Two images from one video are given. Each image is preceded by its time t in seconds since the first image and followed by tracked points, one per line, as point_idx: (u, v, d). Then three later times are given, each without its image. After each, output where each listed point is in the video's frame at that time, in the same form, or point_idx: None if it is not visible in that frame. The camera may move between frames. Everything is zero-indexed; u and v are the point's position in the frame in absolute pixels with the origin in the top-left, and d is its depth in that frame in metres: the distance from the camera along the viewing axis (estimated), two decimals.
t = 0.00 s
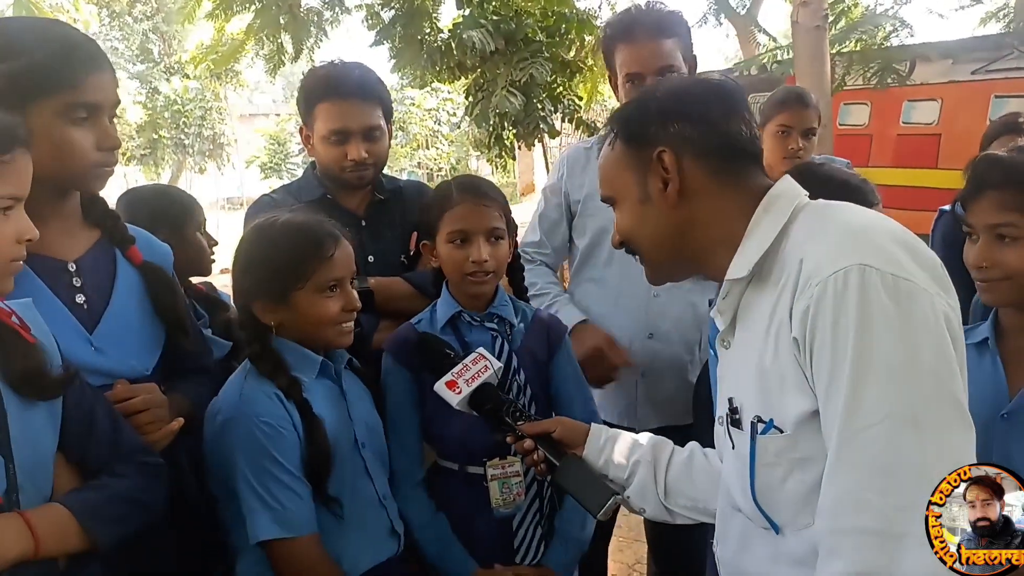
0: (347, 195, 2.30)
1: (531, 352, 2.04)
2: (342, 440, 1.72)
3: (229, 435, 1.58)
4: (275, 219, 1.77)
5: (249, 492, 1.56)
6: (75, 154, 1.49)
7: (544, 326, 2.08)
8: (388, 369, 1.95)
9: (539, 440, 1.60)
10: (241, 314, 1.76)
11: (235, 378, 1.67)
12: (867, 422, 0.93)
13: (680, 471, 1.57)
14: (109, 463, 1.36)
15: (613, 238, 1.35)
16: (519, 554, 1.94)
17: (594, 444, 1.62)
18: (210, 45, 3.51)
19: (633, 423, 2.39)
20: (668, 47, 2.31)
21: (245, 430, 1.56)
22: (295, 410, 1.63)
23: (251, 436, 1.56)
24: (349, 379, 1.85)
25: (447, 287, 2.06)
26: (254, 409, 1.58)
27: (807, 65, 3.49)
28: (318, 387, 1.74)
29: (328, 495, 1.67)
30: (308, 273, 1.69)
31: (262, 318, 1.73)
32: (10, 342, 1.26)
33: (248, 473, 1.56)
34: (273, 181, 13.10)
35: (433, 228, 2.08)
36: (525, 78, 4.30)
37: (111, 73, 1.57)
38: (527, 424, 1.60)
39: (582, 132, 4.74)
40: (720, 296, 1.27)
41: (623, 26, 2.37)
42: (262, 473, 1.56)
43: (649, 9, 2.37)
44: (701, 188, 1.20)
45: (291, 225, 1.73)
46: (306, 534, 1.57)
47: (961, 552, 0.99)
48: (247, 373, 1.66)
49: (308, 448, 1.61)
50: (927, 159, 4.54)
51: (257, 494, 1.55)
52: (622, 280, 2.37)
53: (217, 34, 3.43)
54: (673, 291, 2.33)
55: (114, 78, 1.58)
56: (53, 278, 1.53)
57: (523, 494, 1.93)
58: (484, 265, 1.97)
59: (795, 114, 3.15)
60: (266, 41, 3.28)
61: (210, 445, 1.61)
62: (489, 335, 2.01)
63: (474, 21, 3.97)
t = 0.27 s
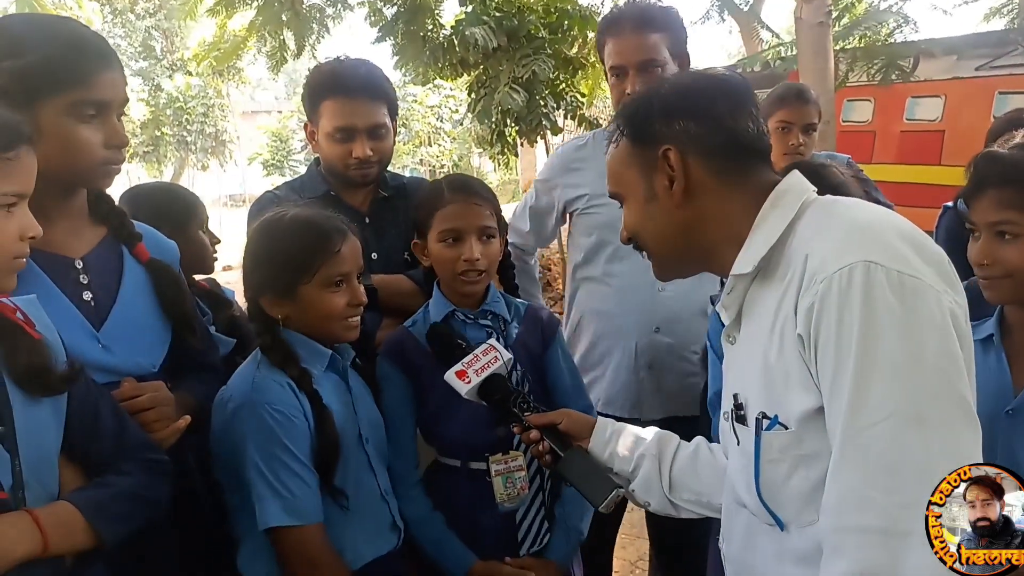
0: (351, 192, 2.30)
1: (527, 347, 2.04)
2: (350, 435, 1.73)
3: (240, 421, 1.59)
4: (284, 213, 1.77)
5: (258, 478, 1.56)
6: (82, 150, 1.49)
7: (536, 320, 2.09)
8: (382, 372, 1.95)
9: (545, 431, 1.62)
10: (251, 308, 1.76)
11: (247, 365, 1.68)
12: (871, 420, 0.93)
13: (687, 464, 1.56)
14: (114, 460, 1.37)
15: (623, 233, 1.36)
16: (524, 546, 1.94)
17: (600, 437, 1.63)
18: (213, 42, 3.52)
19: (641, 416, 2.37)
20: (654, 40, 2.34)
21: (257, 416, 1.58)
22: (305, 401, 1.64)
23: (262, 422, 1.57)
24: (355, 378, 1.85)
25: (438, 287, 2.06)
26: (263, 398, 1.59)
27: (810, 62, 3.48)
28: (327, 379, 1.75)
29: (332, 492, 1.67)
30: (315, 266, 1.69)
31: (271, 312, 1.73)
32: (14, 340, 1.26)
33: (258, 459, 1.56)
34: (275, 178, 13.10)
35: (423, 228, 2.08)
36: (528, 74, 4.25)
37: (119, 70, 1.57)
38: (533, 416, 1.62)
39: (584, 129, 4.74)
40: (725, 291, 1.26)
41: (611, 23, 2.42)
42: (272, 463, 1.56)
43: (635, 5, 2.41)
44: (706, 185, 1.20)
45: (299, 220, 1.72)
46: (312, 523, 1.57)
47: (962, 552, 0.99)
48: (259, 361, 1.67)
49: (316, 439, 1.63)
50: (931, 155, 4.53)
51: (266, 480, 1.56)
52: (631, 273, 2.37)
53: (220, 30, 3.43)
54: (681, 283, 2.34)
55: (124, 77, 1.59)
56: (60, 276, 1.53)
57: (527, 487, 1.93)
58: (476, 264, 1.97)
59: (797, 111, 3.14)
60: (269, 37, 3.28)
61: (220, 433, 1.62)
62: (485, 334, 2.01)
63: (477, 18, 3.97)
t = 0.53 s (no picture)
0: (348, 196, 2.30)
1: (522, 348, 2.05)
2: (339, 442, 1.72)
3: (229, 431, 1.58)
4: (278, 216, 1.78)
5: (245, 489, 1.56)
6: (83, 153, 1.49)
7: (527, 317, 2.10)
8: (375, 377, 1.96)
9: (549, 427, 1.60)
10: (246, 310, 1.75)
11: (241, 369, 1.68)
12: (874, 424, 0.93)
13: (687, 464, 1.56)
14: (114, 464, 1.36)
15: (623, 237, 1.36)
16: (517, 547, 1.93)
17: (602, 433, 1.63)
18: (209, 45, 3.52)
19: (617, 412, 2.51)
20: (614, 47, 2.44)
21: (246, 425, 1.57)
22: (297, 411, 1.63)
23: (251, 433, 1.57)
24: (348, 381, 1.84)
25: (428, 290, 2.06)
26: (258, 407, 1.58)
27: (807, 65, 3.49)
28: (319, 387, 1.74)
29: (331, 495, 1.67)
30: (309, 267, 1.69)
31: (267, 314, 1.73)
32: (14, 344, 1.25)
33: (245, 470, 1.56)
34: (271, 182, 13.10)
35: (413, 230, 2.08)
36: (525, 77, 4.30)
37: (123, 73, 1.57)
38: (537, 410, 1.62)
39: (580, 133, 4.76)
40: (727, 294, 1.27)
41: (572, 29, 2.49)
42: (258, 471, 1.56)
43: (593, 10, 2.49)
44: (707, 188, 1.20)
45: (293, 222, 1.74)
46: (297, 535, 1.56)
47: (961, 552, 0.99)
48: (251, 370, 1.66)
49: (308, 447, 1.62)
50: (927, 158, 4.54)
51: (252, 492, 1.56)
52: (594, 276, 2.49)
53: (216, 33, 3.42)
54: (642, 282, 2.47)
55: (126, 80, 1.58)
56: (60, 279, 1.53)
57: (521, 487, 1.92)
58: (468, 264, 1.97)
59: (793, 115, 3.15)
60: (266, 40, 3.28)
61: (211, 438, 1.62)
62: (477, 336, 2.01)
63: (473, 21, 3.97)
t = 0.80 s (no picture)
0: (347, 197, 2.30)
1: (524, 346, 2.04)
2: (320, 459, 1.70)
3: (208, 446, 1.57)
4: (261, 218, 1.78)
5: (224, 507, 1.55)
6: (84, 154, 1.48)
7: (530, 317, 2.10)
8: (378, 372, 1.94)
9: (552, 422, 1.61)
10: (225, 317, 1.75)
11: (221, 376, 1.67)
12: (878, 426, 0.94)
13: (691, 463, 1.55)
14: (114, 466, 1.36)
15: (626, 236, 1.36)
16: (517, 542, 1.94)
17: (606, 432, 1.62)
18: (207, 46, 3.52)
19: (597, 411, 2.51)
20: (582, 51, 2.46)
21: (225, 441, 1.55)
22: (277, 427, 1.62)
23: (232, 450, 1.55)
24: (332, 386, 1.85)
25: (433, 285, 2.06)
26: (234, 423, 1.56)
27: (805, 66, 3.50)
28: (301, 397, 1.74)
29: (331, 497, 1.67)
30: (291, 273, 1.69)
31: (245, 319, 1.73)
32: (13, 347, 1.25)
33: (223, 489, 1.55)
34: (270, 183, 13.11)
35: (421, 223, 2.09)
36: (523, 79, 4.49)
37: (126, 75, 1.57)
38: (540, 405, 1.63)
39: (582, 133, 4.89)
40: (730, 295, 1.27)
41: (539, 32, 2.51)
42: (236, 488, 1.54)
43: (561, 14, 2.51)
44: (710, 187, 1.20)
45: (276, 224, 1.74)
46: (279, 553, 1.55)
47: (962, 552, 0.99)
48: (229, 383, 1.63)
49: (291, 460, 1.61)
50: (925, 158, 4.54)
51: (230, 511, 1.54)
52: (568, 277, 2.49)
53: (215, 35, 3.42)
54: (614, 282, 2.48)
55: (128, 82, 1.58)
56: (63, 280, 1.53)
57: (523, 483, 1.93)
58: (472, 259, 1.98)
59: (793, 116, 3.15)
60: (265, 42, 3.29)
61: (195, 450, 1.60)
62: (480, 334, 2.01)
63: (472, 23, 4.01)
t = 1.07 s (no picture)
0: (346, 196, 2.30)
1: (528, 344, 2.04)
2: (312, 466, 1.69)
3: (196, 454, 1.56)
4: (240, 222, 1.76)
5: (211, 516, 1.54)
6: (82, 154, 1.48)
7: (538, 319, 2.10)
8: (379, 364, 1.94)
9: (557, 420, 1.61)
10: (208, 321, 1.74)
11: (208, 382, 1.67)
12: (880, 428, 0.93)
13: (697, 462, 1.55)
14: (112, 468, 1.36)
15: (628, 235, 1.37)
16: (517, 537, 1.94)
17: (609, 430, 1.62)
18: (205, 45, 3.51)
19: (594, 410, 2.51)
20: (581, 48, 2.48)
21: (211, 449, 1.55)
22: (266, 434, 1.61)
23: (218, 458, 1.54)
24: (322, 387, 1.86)
25: (439, 277, 2.06)
26: (219, 431, 1.56)
27: (803, 65, 3.50)
28: (292, 401, 1.73)
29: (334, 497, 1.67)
30: (278, 275, 1.69)
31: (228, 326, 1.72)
32: (11, 348, 1.25)
33: (210, 497, 1.54)
34: (268, 183, 13.10)
35: (435, 216, 2.08)
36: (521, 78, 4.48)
37: (126, 75, 1.57)
38: (545, 403, 1.63)
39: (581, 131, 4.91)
40: (734, 294, 1.27)
41: (537, 29, 2.51)
42: (224, 498, 1.54)
43: (560, 12, 2.52)
44: (711, 187, 1.20)
45: (261, 225, 1.73)
46: (268, 562, 1.54)
47: (962, 552, 0.99)
48: (216, 390, 1.63)
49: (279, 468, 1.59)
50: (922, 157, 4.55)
51: (218, 519, 1.54)
52: (563, 277, 2.50)
53: (213, 34, 3.42)
54: (609, 282, 2.48)
55: (129, 83, 1.58)
56: (60, 281, 1.52)
57: (522, 478, 1.93)
58: (482, 256, 1.98)
59: (793, 115, 3.14)
60: (262, 42, 3.28)
61: (182, 458, 1.59)
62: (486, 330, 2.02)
63: (470, 23, 4.02)
